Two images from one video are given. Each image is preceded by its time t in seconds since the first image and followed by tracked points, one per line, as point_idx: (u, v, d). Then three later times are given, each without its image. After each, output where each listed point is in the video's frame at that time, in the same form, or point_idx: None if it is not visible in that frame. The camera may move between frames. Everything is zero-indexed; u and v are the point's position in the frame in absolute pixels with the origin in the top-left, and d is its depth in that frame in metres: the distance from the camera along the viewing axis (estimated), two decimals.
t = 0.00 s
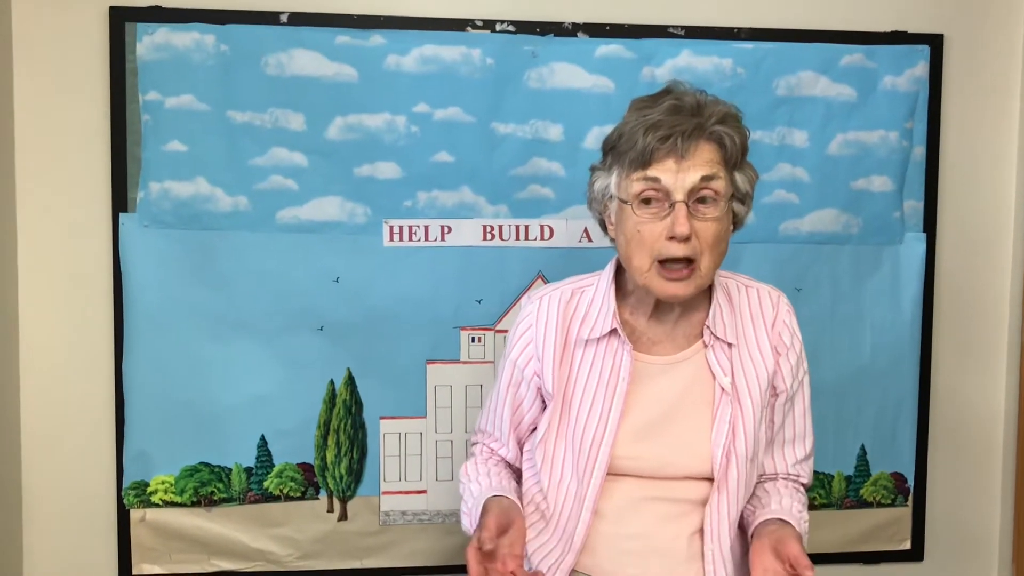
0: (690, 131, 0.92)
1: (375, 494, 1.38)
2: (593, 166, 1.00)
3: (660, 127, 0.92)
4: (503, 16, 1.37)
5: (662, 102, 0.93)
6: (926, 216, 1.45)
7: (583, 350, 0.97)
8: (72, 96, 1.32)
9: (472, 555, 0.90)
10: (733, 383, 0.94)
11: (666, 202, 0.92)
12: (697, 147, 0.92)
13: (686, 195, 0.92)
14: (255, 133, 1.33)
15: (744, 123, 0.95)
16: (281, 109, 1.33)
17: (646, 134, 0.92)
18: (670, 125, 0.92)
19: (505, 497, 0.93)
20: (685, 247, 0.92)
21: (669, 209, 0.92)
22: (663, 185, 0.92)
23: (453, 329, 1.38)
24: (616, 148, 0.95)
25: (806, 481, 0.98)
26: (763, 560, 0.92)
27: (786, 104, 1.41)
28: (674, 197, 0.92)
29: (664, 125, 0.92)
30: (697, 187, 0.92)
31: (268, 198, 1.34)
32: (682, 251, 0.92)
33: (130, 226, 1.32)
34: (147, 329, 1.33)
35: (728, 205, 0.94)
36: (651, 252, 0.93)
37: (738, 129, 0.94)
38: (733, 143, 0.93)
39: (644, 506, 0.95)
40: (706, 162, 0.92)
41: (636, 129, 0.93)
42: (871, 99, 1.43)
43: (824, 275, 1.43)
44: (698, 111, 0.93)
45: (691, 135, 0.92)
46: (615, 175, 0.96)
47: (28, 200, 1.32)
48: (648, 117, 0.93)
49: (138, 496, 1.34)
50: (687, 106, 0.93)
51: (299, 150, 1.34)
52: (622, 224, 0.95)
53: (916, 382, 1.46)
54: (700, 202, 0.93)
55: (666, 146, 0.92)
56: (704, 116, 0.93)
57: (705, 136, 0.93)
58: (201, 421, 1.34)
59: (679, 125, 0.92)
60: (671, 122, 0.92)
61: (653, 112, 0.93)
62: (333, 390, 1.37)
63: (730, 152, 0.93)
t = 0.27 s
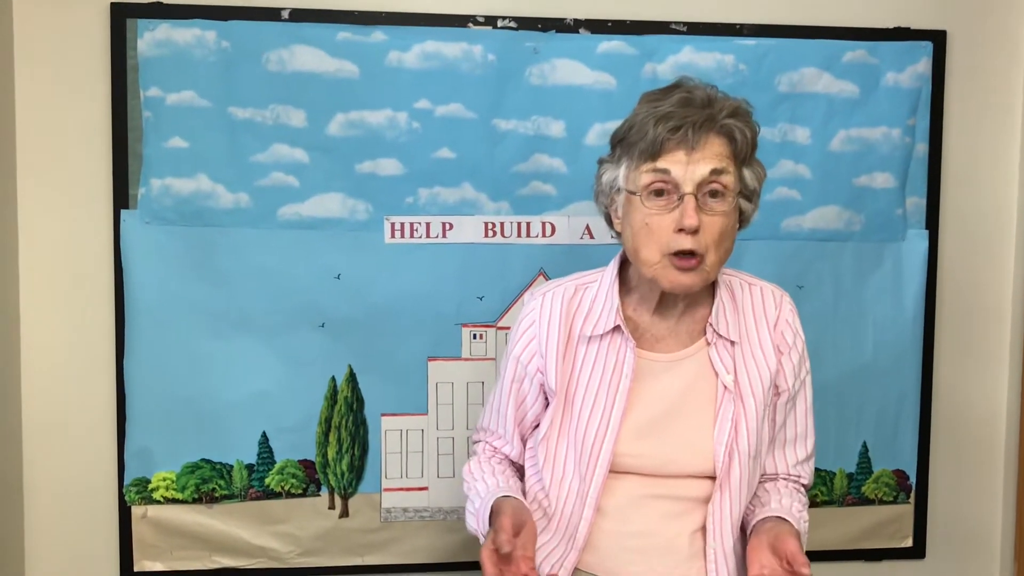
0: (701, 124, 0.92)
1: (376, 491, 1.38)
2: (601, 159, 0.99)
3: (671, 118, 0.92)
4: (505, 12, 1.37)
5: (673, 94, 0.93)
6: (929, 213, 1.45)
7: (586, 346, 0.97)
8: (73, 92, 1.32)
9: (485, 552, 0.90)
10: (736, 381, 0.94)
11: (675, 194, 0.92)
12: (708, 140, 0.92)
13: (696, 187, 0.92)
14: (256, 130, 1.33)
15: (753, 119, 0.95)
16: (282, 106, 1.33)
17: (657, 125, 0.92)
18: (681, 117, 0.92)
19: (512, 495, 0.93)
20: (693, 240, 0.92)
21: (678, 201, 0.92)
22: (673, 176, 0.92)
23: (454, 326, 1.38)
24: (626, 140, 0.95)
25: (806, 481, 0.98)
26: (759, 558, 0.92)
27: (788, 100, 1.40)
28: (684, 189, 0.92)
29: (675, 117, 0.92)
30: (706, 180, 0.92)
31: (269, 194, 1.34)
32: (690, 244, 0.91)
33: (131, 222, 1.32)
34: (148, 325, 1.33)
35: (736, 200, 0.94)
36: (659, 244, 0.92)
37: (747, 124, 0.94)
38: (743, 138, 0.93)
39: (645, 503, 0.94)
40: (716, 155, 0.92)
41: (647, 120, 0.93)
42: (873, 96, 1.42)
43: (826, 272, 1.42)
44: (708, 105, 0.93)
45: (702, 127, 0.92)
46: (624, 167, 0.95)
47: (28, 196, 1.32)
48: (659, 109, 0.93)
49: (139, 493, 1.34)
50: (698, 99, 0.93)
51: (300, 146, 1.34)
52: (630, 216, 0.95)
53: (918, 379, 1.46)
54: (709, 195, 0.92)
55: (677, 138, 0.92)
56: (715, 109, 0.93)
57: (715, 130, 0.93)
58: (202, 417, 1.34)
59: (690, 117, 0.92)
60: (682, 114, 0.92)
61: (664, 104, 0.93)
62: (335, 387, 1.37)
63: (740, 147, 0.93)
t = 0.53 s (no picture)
0: (711, 127, 0.91)
1: (376, 489, 1.38)
2: (611, 155, 0.99)
3: (681, 120, 0.92)
4: (505, 11, 1.37)
5: (686, 94, 0.93)
6: (929, 212, 1.45)
7: (588, 344, 0.97)
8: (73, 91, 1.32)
9: (510, 531, 0.88)
10: (737, 382, 0.94)
11: (680, 196, 0.92)
12: (717, 143, 0.92)
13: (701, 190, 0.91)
14: (256, 128, 1.33)
15: (765, 125, 0.94)
16: (282, 104, 1.33)
17: (667, 125, 0.92)
18: (691, 119, 0.91)
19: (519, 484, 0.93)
20: (695, 243, 0.92)
21: (683, 203, 0.92)
22: (679, 178, 0.92)
23: (454, 325, 1.38)
24: (635, 138, 0.95)
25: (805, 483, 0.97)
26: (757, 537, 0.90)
27: (788, 99, 1.40)
28: (689, 191, 0.91)
29: (686, 118, 0.92)
30: (712, 184, 0.92)
31: (269, 193, 1.34)
32: (691, 247, 0.91)
33: (132, 221, 1.32)
34: (148, 324, 1.33)
35: (742, 205, 0.94)
36: (661, 245, 0.93)
37: (759, 130, 0.94)
38: (753, 143, 0.93)
39: (645, 502, 0.94)
40: (724, 159, 0.92)
41: (657, 120, 0.93)
42: (874, 94, 1.42)
43: (826, 271, 1.42)
44: (720, 108, 0.93)
45: (711, 130, 0.92)
46: (632, 165, 0.95)
47: (28, 195, 1.32)
48: (670, 109, 0.93)
49: (139, 491, 1.34)
50: (711, 102, 0.93)
51: (300, 145, 1.34)
52: (634, 215, 0.95)
53: (919, 378, 1.45)
54: (714, 199, 0.92)
55: (686, 140, 0.92)
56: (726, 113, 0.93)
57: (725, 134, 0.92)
58: (202, 416, 1.34)
59: (700, 120, 0.91)
60: (692, 116, 0.92)
61: (676, 104, 0.93)
62: (335, 386, 1.37)
63: (750, 152, 0.93)
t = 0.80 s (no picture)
0: (714, 137, 0.90)
1: (375, 490, 1.38)
2: (615, 158, 0.99)
3: (685, 129, 0.91)
4: (503, 10, 1.37)
5: (692, 103, 0.91)
6: (927, 211, 1.45)
7: (588, 345, 0.97)
8: (71, 91, 1.32)
9: (527, 534, 0.87)
10: (735, 385, 0.94)
11: (681, 207, 0.92)
12: (720, 154, 0.91)
13: (702, 201, 0.91)
14: (254, 129, 1.33)
15: (770, 134, 0.93)
16: (280, 105, 1.33)
17: (670, 134, 0.91)
18: (695, 129, 0.90)
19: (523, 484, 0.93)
20: (694, 254, 0.92)
21: (683, 213, 0.92)
22: (680, 188, 0.91)
23: (453, 325, 1.38)
24: (639, 144, 0.94)
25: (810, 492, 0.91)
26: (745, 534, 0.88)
27: (787, 98, 1.40)
28: (690, 202, 0.91)
29: (689, 128, 0.90)
30: (714, 195, 0.91)
31: (267, 193, 1.34)
32: (690, 258, 0.92)
33: (130, 221, 1.32)
34: (147, 324, 1.33)
35: (744, 215, 0.93)
36: (661, 255, 0.93)
37: (764, 139, 0.92)
38: (757, 153, 0.92)
39: (644, 502, 0.94)
40: (727, 169, 0.91)
41: (661, 128, 0.92)
42: (872, 94, 1.42)
43: (825, 271, 1.42)
44: (726, 117, 0.91)
45: (715, 141, 0.90)
46: (634, 171, 0.95)
47: (26, 195, 1.32)
48: (675, 117, 0.92)
49: (138, 492, 1.34)
50: (717, 110, 0.91)
51: (298, 145, 1.34)
52: (635, 222, 0.95)
53: (917, 377, 1.45)
54: (716, 209, 0.92)
55: (688, 150, 0.91)
56: (732, 122, 0.92)
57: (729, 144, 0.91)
58: (201, 416, 1.34)
59: (704, 130, 0.90)
60: (696, 126, 0.91)
61: (681, 112, 0.91)
62: (334, 386, 1.37)
63: (754, 162, 0.92)
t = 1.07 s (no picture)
0: (710, 136, 0.90)
1: (373, 489, 1.37)
2: (613, 158, 0.99)
3: (681, 128, 0.90)
4: (501, 9, 1.36)
5: (688, 102, 0.90)
6: (927, 210, 1.44)
7: (586, 345, 0.97)
8: (68, 90, 1.31)
9: (519, 536, 0.88)
10: (732, 386, 0.93)
11: (677, 206, 0.91)
12: (716, 153, 0.90)
13: (699, 201, 0.91)
14: (251, 127, 1.32)
15: (768, 132, 0.92)
16: (278, 103, 1.33)
17: (666, 133, 0.91)
18: (691, 128, 0.90)
19: (520, 485, 0.92)
20: (691, 254, 0.91)
21: (680, 213, 0.91)
22: (677, 188, 0.91)
23: (451, 324, 1.38)
24: (636, 143, 0.94)
25: (812, 497, 0.90)
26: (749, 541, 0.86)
27: (786, 97, 1.40)
28: (687, 202, 0.91)
29: (686, 127, 0.90)
30: (711, 195, 0.91)
31: (264, 192, 1.33)
32: (687, 259, 0.91)
33: (127, 221, 1.31)
34: (144, 324, 1.32)
35: (742, 214, 0.92)
36: (657, 255, 0.92)
37: (762, 138, 0.92)
38: (754, 152, 0.91)
39: (642, 502, 0.94)
40: (723, 169, 0.90)
41: (657, 126, 0.92)
42: (871, 92, 1.42)
43: (824, 270, 1.42)
44: (723, 116, 0.91)
45: (711, 140, 0.90)
46: (632, 171, 0.95)
47: (23, 194, 1.31)
48: (671, 116, 0.91)
49: (135, 492, 1.34)
50: (713, 109, 0.91)
51: (295, 144, 1.33)
52: (632, 222, 0.94)
53: (917, 376, 1.45)
54: (712, 209, 0.91)
55: (684, 149, 0.90)
56: (729, 121, 0.91)
57: (725, 143, 0.91)
58: (197, 416, 1.34)
59: (700, 129, 0.90)
60: (693, 125, 0.90)
61: (677, 111, 0.91)
62: (331, 385, 1.37)
63: (751, 161, 0.91)
